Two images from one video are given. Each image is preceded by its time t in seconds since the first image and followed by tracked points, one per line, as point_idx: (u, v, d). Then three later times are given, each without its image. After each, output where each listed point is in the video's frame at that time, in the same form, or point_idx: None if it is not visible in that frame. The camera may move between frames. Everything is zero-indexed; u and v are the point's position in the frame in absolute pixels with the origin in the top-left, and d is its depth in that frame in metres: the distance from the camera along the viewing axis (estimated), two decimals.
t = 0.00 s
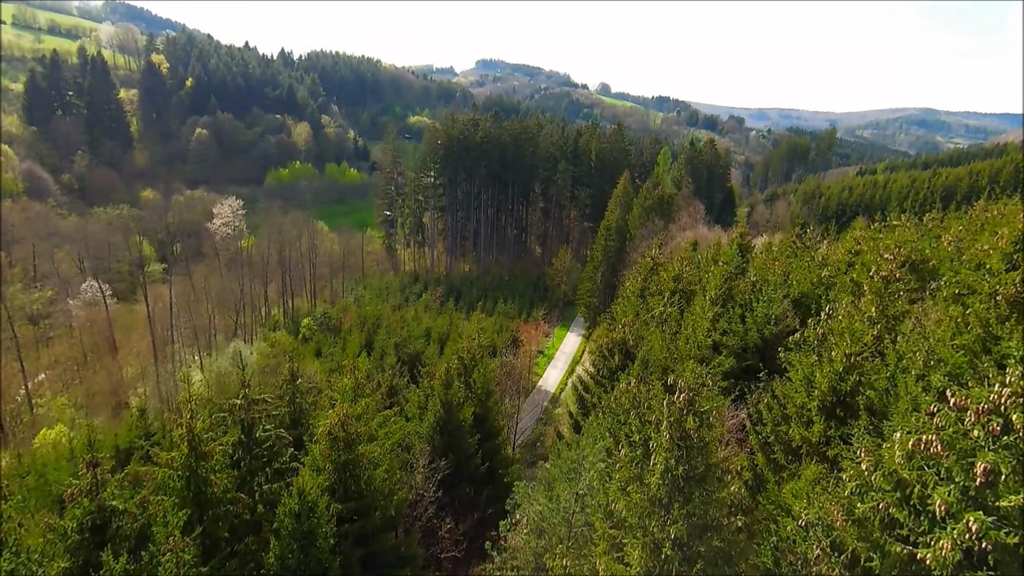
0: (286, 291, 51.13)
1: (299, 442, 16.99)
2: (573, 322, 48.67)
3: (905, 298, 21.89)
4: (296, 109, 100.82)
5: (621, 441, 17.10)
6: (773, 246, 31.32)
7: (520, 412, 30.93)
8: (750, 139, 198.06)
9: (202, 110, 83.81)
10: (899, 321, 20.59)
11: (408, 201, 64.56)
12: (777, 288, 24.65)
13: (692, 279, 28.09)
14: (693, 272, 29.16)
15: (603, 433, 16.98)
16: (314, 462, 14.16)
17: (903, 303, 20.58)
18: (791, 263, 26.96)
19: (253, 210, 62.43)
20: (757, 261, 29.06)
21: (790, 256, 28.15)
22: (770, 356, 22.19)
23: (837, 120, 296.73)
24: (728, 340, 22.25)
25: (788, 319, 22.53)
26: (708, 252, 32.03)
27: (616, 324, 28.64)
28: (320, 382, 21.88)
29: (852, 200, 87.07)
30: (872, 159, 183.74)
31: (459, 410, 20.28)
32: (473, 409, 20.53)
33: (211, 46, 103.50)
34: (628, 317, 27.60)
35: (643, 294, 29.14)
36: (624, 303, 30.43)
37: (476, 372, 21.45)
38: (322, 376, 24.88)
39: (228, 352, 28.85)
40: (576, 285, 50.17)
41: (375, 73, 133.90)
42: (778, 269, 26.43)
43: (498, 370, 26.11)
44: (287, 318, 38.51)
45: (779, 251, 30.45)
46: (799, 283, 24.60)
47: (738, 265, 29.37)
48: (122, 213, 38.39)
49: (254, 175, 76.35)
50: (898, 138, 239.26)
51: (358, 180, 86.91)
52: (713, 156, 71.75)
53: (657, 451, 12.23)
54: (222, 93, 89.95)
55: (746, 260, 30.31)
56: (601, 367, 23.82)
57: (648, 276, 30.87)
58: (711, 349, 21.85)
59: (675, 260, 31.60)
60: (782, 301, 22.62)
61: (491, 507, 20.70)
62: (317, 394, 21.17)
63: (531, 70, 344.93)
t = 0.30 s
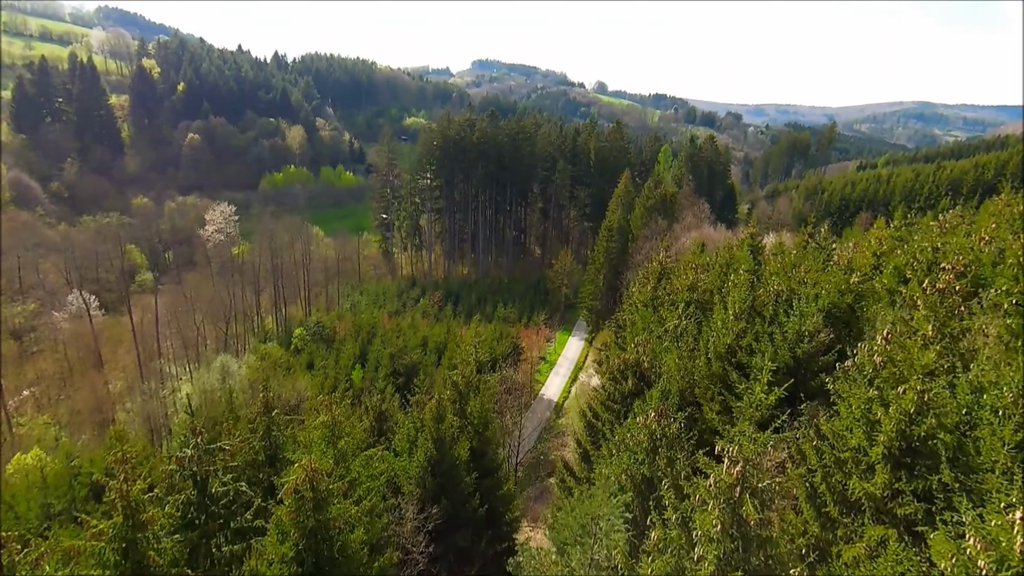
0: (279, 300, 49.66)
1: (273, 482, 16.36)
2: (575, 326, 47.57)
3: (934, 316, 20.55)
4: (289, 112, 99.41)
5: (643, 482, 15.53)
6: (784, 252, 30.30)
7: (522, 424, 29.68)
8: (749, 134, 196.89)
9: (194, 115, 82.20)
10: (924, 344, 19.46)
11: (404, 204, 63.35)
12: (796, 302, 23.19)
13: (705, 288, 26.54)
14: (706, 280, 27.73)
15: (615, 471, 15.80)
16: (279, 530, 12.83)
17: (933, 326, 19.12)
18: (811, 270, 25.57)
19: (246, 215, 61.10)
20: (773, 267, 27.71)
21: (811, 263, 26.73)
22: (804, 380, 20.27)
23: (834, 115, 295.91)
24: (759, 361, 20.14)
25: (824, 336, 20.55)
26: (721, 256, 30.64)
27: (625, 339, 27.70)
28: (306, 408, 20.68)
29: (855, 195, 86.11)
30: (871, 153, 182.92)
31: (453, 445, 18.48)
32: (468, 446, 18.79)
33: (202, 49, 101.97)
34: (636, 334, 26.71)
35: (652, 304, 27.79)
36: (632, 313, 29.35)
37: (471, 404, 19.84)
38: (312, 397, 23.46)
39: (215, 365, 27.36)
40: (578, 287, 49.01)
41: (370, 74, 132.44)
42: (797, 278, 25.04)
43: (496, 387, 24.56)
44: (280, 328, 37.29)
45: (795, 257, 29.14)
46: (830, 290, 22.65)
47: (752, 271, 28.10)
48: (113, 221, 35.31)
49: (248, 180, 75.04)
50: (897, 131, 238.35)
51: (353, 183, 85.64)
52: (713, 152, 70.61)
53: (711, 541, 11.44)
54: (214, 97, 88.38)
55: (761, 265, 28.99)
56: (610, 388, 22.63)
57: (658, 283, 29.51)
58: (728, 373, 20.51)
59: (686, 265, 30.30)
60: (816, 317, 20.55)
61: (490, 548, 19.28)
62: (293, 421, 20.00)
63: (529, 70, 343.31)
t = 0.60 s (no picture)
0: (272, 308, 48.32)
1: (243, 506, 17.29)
2: (576, 330, 46.64)
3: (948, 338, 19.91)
4: (282, 114, 97.74)
5: (668, 539, 14.17)
6: (791, 256, 29.50)
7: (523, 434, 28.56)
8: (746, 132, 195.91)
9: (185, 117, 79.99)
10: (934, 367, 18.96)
11: (399, 207, 62.17)
12: (823, 321, 21.92)
13: (717, 299, 25.50)
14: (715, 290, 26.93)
15: (632, 520, 15.04)
16: None
17: (951, 351, 18.47)
18: (825, 280, 24.67)
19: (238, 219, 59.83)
20: (785, 275, 26.83)
21: (826, 271, 25.83)
22: (844, 410, 18.81)
23: (831, 111, 295.45)
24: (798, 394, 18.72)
25: (868, 361, 18.89)
26: (731, 261, 29.71)
27: (632, 349, 27.16)
28: (303, 438, 20.35)
29: (856, 191, 85.21)
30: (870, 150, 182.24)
31: (446, 484, 17.40)
32: (460, 494, 17.30)
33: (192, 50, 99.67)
34: (646, 346, 26.27)
35: (663, 312, 26.76)
36: (638, 321, 28.52)
37: (465, 439, 19.05)
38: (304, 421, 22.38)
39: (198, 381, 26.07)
40: (578, 291, 47.94)
41: (364, 76, 131.14)
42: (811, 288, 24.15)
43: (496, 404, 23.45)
44: (272, 336, 36.19)
45: (806, 263, 28.31)
46: (852, 307, 21.68)
47: (763, 279, 27.27)
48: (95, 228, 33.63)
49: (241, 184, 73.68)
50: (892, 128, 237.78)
51: (348, 186, 84.32)
52: (712, 151, 69.49)
53: None
54: (206, 99, 85.60)
55: (771, 271, 28.15)
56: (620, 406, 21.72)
57: (668, 290, 28.48)
58: (748, 399, 19.95)
59: (695, 270, 29.32)
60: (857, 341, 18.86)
61: None
62: (282, 452, 19.73)
63: (524, 70, 342.08)
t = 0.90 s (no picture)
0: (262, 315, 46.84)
1: (201, 567, 16.00)
2: (576, 335, 45.41)
3: (999, 355, 18.46)
4: (272, 116, 95.74)
5: None
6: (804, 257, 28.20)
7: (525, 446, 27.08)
8: (742, 129, 194.99)
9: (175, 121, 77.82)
10: (974, 384, 17.91)
11: (393, 210, 60.79)
12: (866, 337, 20.16)
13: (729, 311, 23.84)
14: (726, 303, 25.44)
15: None
16: None
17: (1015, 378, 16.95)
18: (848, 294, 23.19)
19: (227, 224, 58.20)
20: (803, 287, 25.28)
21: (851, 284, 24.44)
22: (897, 448, 17.52)
23: (825, 108, 295.39)
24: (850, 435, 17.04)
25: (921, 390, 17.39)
26: (743, 270, 27.97)
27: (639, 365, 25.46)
28: (290, 475, 18.82)
29: (856, 188, 84.21)
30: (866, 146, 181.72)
31: (436, 547, 15.25)
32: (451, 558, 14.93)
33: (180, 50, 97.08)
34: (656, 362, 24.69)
35: (672, 327, 24.91)
36: (643, 333, 26.75)
37: (458, 480, 17.40)
38: (293, 444, 21.04)
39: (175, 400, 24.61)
40: (577, 294, 46.62)
41: (356, 77, 129.41)
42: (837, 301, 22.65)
43: (495, 417, 21.71)
44: (259, 347, 34.75)
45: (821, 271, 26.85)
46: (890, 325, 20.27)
47: (779, 290, 25.73)
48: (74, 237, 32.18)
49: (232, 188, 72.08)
50: (887, 124, 237.42)
51: (342, 188, 82.70)
52: (710, 149, 68.28)
53: None
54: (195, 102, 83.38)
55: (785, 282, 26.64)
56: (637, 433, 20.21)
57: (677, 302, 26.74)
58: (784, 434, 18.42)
59: (703, 278, 27.63)
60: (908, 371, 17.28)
61: None
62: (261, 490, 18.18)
63: (519, 70, 340.78)
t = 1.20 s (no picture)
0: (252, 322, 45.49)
1: None
2: (575, 340, 44.26)
3: None
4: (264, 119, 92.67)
5: None
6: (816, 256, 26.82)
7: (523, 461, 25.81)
8: (737, 128, 194.04)
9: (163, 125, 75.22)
10: None
11: (386, 212, 59.43)
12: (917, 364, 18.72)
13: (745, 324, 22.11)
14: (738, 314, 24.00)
15: None
16: None
17: None
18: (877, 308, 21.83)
19: (216, 228, 56.78)
20: (821, 298, 23.90)
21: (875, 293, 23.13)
22: (971, 499, 16.26)
23: (820, 107, 294.49)
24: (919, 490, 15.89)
25: (994, 430, 16.15)
26: (754, 277, 26.27)
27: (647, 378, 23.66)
28: (270, 507, 17.45)
29: (855, 185, 83.40)
30: (860, 143, 181.50)
31: None
32: None
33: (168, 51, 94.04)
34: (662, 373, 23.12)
35: (683, 337, 22.74)
36: (648, 342, 24.74)
37: (452, 537, 15.59)
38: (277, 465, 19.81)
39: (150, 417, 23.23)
40: (576, 298, 45.47)
41: (349, 79, 127.67)
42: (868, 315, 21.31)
43: (492, 440, 20.18)
44: (247, 357, 33.41)
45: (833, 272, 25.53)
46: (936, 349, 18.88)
47: (794, 298, 24.26)
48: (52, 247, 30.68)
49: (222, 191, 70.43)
50: (881, 121, 237.34)
51: (334, 191, 81.25)
52: (707, 147, 67.20)
53: None
54: (184, 105, 80.18)
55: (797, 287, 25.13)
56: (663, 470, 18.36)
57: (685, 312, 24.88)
58: (835, 483, 17.22)
59: (708, 281, 25.88)
60: (984, 411, 15.95)
61: None
62: (233, 534, 16.69)
63: (512, 70, 339.56)
